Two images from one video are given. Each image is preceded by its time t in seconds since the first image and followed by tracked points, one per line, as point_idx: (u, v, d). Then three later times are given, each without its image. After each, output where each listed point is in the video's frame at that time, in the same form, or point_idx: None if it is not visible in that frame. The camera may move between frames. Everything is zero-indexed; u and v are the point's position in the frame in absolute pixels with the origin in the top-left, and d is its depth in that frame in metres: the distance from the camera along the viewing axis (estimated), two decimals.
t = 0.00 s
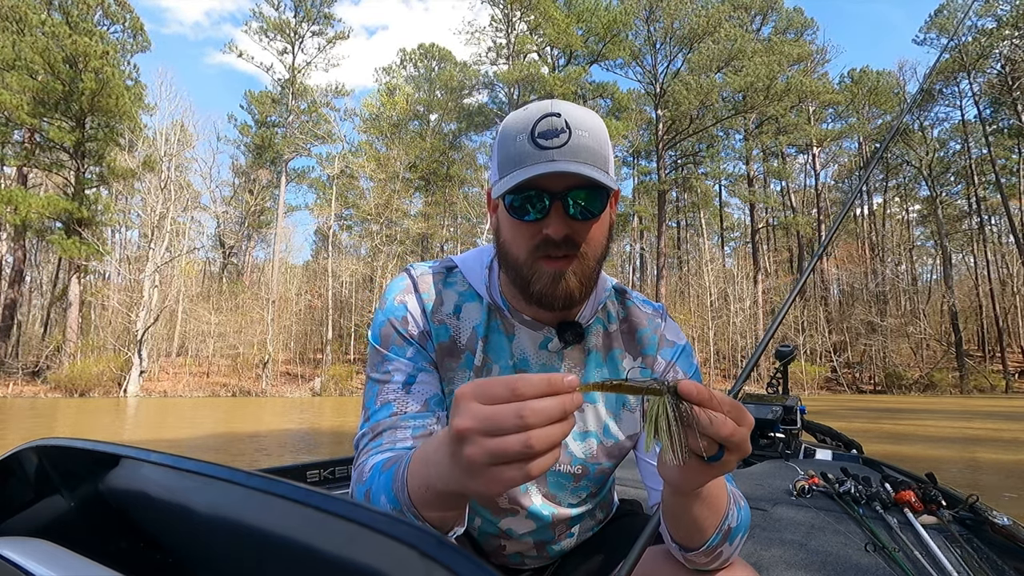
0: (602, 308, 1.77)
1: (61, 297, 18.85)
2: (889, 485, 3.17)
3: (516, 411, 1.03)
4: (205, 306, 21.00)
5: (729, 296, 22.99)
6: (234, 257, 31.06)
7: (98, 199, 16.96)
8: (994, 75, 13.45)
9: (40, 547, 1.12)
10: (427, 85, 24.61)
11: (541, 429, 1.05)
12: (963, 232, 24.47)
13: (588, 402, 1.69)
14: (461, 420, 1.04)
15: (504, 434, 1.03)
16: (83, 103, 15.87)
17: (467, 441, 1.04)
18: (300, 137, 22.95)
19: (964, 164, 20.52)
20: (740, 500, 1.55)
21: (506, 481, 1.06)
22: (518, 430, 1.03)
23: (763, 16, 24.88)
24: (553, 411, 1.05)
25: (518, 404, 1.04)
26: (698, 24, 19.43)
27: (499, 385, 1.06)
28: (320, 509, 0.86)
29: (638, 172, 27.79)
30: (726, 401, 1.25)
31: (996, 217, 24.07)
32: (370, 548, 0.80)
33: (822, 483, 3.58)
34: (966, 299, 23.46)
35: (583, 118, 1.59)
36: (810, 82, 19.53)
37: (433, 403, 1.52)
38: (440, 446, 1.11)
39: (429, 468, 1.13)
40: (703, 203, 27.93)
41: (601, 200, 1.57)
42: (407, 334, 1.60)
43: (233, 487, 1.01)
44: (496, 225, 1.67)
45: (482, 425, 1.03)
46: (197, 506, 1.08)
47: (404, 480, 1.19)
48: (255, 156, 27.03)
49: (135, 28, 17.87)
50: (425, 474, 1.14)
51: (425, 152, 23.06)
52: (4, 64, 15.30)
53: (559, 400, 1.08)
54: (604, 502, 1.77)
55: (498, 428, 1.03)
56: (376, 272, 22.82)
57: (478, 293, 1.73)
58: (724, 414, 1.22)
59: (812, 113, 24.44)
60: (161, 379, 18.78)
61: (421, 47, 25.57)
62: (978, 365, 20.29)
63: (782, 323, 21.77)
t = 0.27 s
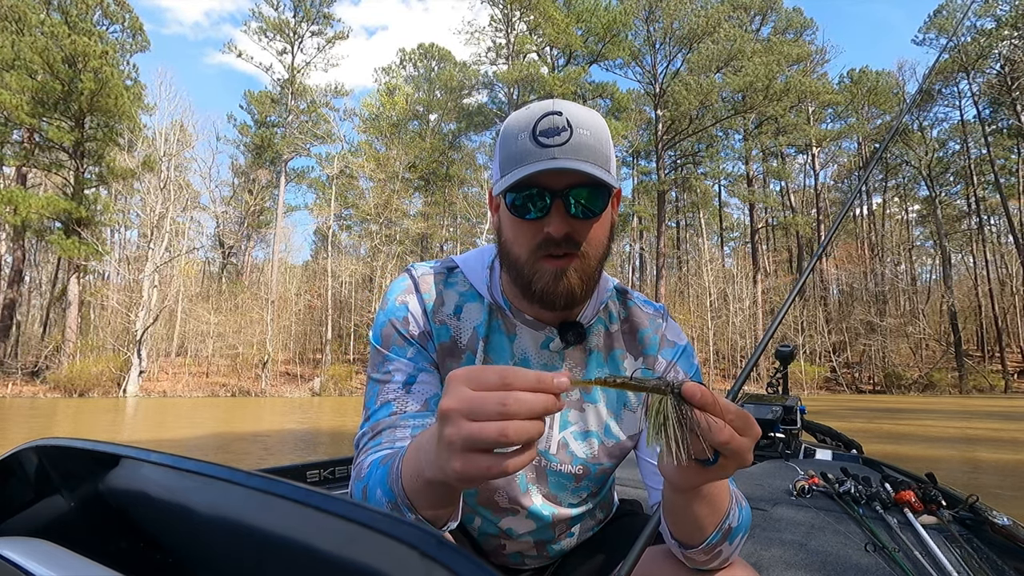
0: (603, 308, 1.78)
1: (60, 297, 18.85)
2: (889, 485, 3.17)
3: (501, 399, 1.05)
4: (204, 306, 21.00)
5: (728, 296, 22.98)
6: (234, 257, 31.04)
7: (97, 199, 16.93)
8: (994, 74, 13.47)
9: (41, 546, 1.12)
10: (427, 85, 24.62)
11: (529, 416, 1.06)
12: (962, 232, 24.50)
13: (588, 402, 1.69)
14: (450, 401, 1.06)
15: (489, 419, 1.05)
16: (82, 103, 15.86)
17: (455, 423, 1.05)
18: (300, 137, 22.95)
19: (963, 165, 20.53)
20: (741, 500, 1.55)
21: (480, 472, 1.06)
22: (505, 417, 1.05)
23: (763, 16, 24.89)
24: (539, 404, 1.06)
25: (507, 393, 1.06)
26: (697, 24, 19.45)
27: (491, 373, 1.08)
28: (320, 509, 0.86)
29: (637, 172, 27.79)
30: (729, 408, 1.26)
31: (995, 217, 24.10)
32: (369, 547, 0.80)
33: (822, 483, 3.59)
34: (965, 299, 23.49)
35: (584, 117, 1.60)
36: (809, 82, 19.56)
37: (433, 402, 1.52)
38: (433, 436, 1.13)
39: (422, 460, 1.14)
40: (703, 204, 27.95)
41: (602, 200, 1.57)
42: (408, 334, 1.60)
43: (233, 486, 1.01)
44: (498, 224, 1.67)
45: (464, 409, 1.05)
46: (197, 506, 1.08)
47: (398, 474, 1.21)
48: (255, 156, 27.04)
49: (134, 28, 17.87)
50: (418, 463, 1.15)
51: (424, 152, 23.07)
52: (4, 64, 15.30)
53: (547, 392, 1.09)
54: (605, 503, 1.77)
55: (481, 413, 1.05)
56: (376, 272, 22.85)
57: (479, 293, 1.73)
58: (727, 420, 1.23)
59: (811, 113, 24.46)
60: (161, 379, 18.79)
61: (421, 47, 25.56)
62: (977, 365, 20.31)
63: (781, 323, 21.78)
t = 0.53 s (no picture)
0: (604, 308, 1.78)
1: (59, 297, 18.85)
2: (889, 485, 3.17)
3: (505, 407, 1.04)
4: (204, 306, 20.99)
5: (728, 296, 22.99)
6: (233, 257, 31.04)
7: (96, 199, 16.92)
8: (993, 74, 13.48)
9: (41, 547, 1.12)
10: (427, 85, 24.63)
11: (527, 422, 1.05)
12: (961, 232, 24.54)
13: (588, 403, 1.70)
14: (447, 409, 1.05)
15: (487, 425, 1.04)
16: (81, 103, 15.85)
17: (453, 430, 1.05)
18: (299, 137, 22.94)
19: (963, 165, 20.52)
20: (741, 501, 1.55)
21: (490, 474, 1.08)
22: (503, 423, 1.04)
23: (762, 17, 24.89)
24: (540, 409, 1.05)
25: (504, 398, 1.05)
26: (697, 24, 19.45)
27: (490, 379, 1.06)
28: (319, 509, 0.86)
29: (637, 172, 27.78)
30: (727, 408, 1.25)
31: (995, 217, 24.13)
32: (369, 547, 0.80)
33: (822, 483, 3.59)
34: (964, 299, 23.50)
35: (584, 117, 1.59)
36: (808, 82, 19.58)
37: (432, 402, 1.52)
38: (432, 440, 1.12)
39: (422, 461, 1.14)
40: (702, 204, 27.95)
41: (602, 201, 1.57)
42: (408, 335, 1.60)
43: (233, 486, 1.02)
44: (497, 224, 1.67)
45: (468, 418, 1.04)
46: (197, 506, 1.08)
47: (398, 473, 1.21)
48: (254, 156, 27.04)
49: (133, 28, 17.86)
50: (418, 462, 1.15)
51: (424, 152, 23.09)
52: (3, 64, 15.32)
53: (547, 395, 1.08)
54: (605, 502, 1.78)
55: (480, 420, 1.04)
56: (375, 272, 22.86)
57: (478, 293, 1.74)
58: (723, 421, 1.22)
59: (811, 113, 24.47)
60: (160, 379, 18.79)
61: (420, 47, 25.56)
62: (976, 365, 20.32)
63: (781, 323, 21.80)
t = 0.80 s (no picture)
0: (604, 308, 1.78)
1: (58, 297, 18.84)
2: (889, 484, 3.17)
3: (497, 399, 1.04)
4: (203, 306, 20.99)
5: (728, 296, 22.99)
6: (233, 257, 31.04)
7: (96, 199, 16.93)
8: (992, 75, 13.49)
9: (41, 547, 1.12)
10: (426, 85, 24.64)
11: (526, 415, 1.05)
12: (960, 232, 24.58)
13: (588, 402, 1.70)
14: (447, 405, 1.05)
15: (486, 419, 1.04)
16: (81, 103, 15.84)
17: (451, 424, 1.05)
18: (299, 137, 22.94)
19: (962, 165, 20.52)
20: (739, 501, 1.55)
21: (490, 468, 1.08)
22: (501, 417, 1.04)
23: (762, 17, 24.89)
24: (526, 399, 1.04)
25: (501, 392, 1.05)
26: (697, 24, 19.46)
27: (486, 370, 1.07)
28: (319, 509, 0.86)
29: (636, 171, 27.79)
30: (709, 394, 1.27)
31: (994, 217, 24.16)
32: (369, 548, 0.80)
33: (822, 483, 3.58)
34: (963, 299, 23.52)
35: (582, 117, 1.59)
36: (807, 83, 19.60)
37: (431, 403, 1.52)
38: (432, 437, 1.12)
39: (423, 458, 1.14)
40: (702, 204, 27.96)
41: (601, 201, 1.57)
42: (408, 334, 1.60)
43: (232, 486, 1.01)
44: (496, 225, 1.67)
45: (456, 414, 1.04)
46: (197, 506, 1.08)
47: (397, 472, 1.21)
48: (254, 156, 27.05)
49: (132, 28, 17.86)
50: (418, 461, 1.15)
51: (423, 152, 23.11)
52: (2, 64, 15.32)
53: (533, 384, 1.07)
54: (604, 503, 1.78)
55: (479, 416, 1.04)
56: (375, 272, 22.87)
57: (478, 293, 1.73)
58: (709, 403, 1.23)
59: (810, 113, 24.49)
60: (160, 379, 18.79)
61: (420, 47, 25.56)
62: (976, 365, 20.34)
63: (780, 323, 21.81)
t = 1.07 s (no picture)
0: (603, 309, 1.78)
1: (58, 297, 18.83)
2: (889, 485, 3.17)
3: (493, 392, 1.04)
4: (203, 306, 20.97)
5: (727, 296, 22.98)
6: (233, 257, 31.03)
7: (95, 199, 16.93)
8: (991, 74, 13.50)
9: (41, 547, 1.12)
10: (426, 85, 24.63)
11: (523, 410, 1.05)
12: (960, 232, 24.61)
13: (588, 402, 1.70)
14: (447, 402, 1.06)
15: (484, 415, 1.05)
16: (80, 103, 15.83)
17: (450, 421, 1.06)
18: (298, 137, 22.95)
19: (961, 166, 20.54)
20: (735, 499, 1.56)
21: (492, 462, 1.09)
22: (498, 411, 1.04)
23: (761, 17, 24.90)
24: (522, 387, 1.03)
25: (497, 385, 1.05)
26: (696, 24, 19.48)
27: (481, 364, 1.07)
28: (319, 509, 0.87)
29: (636, 171, 27.82)
30: (687, 389, 1.27)
31: (993, 218, 24.18)
32: (369, 547, 0.80)
33: (822, 483, 3.58)
34: (963, 300, 23.53)
35: (582, 118, 1.60)
36: (807, 83, 19.62)
37: (432, 403, 1.52)
38: (435, 434, 1.13)
39: (424, 456, 1.15)
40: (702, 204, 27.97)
41: (600, 202, 1.57)
42: (408, 335, 1.60)
43: (232, 486, 1.02)
44: (496, 226, 1.67)
45: (456, 408, 1.04)
46: (197, 506, 1.08)
47: (401, 471, 1.22)
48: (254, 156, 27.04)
49: (132, 27, 17.86)
50: (422, 459, 1.16)
51: (423, 152, 23.14)
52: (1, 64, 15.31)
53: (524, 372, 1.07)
54: (605, 502, 1.78)
55: (478, 410, 1.04)
56: (375, 272, 22.87)
57: (478, 293, 1.73)
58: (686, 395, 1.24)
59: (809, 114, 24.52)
60: (160, 379, 18.78)
61: (420, 47, 25.57)
62: (975, 365, 20.35)
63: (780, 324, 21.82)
